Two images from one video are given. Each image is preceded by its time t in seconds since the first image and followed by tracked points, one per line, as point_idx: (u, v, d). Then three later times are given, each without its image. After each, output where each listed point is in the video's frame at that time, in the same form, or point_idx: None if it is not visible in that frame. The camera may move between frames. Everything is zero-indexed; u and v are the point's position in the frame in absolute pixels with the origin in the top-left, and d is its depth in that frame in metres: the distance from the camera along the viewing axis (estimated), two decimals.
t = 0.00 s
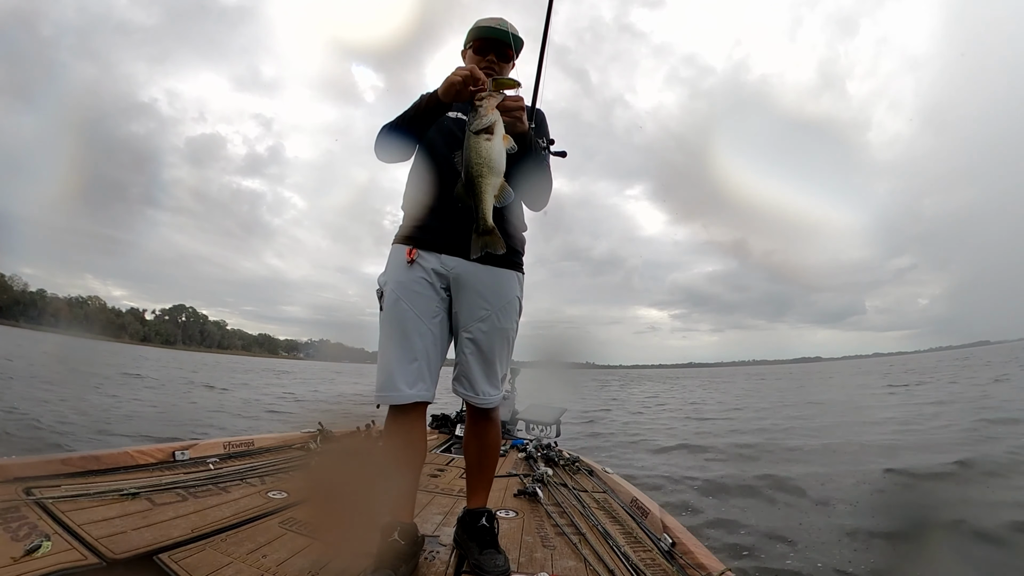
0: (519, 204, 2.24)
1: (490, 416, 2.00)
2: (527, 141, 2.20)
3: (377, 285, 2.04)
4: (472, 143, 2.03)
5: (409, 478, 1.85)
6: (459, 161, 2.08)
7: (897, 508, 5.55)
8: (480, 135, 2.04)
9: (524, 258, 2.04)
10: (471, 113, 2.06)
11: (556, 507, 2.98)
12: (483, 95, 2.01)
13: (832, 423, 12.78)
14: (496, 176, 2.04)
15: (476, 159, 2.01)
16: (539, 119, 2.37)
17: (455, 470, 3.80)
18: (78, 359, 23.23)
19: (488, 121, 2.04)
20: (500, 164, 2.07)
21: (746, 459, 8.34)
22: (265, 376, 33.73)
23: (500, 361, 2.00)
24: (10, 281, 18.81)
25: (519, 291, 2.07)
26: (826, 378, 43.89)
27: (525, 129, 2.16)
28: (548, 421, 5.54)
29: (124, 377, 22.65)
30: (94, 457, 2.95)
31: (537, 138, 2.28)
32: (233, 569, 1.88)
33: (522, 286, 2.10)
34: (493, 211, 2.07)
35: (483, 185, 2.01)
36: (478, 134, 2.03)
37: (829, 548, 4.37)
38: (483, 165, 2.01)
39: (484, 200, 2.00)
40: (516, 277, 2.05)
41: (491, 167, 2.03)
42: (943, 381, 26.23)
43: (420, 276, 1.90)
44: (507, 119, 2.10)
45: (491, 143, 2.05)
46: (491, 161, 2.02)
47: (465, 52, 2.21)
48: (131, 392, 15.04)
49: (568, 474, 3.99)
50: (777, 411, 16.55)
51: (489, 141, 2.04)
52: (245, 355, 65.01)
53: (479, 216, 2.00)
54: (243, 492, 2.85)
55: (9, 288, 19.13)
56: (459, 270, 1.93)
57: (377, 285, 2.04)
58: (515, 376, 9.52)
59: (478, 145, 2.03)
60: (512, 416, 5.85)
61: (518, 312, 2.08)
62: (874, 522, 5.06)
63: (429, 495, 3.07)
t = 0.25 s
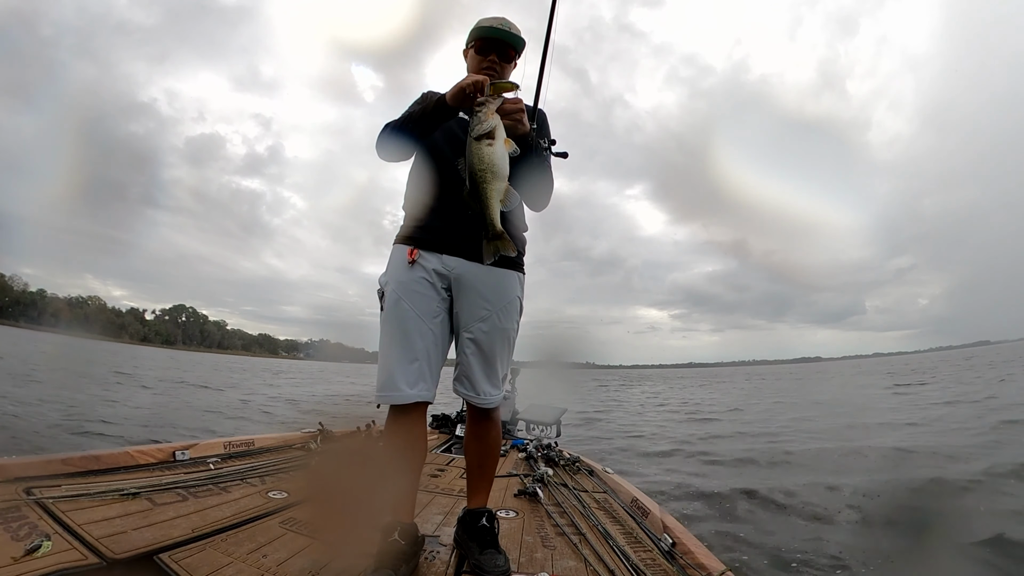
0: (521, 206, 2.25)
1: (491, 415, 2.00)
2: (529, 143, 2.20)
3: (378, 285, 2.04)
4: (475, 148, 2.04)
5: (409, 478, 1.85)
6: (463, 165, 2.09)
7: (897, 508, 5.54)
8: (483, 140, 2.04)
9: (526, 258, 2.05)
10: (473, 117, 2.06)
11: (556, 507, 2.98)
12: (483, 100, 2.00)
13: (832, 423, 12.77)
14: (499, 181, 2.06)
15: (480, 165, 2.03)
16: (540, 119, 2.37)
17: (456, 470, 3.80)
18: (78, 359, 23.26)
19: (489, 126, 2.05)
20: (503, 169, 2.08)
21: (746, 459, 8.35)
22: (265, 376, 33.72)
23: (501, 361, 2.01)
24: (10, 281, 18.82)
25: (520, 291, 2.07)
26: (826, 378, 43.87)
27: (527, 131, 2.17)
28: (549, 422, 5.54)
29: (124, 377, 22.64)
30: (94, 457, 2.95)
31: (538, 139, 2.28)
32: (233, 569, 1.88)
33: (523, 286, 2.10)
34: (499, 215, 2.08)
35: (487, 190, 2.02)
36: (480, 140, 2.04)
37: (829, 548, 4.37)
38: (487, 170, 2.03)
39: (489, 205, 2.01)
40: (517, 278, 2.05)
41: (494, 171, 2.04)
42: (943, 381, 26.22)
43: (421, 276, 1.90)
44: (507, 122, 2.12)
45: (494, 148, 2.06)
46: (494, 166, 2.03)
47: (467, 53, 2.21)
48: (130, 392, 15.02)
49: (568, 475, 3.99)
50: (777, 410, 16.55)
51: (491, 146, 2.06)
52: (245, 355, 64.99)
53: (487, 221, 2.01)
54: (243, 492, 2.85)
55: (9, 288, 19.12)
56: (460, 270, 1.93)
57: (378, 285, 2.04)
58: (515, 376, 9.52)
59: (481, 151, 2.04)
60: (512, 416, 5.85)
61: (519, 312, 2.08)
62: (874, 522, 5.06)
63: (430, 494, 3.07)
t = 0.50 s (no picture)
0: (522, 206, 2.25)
1: (491, 415, 2.00)
2: (529, 144, 2.20)
3: (378, 284, 2.04)
4: (476, 151, 2.04)
5: (410, 478, 1.85)
6: (463, 167, 2.09)
7: (897, 509, 5.54)
8: (483, 142, 2.04)
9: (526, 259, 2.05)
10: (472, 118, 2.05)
11: (556, 507, 2.99)
12: (483, 102, 1.98)
13: (832, 424, 12.77)
14: (500, 184, 2.06)
15: (480, 167, 2.02)
16: (541, 119, 2.37)
17: (456, 470, 3.80)
18: (78, 358, 23.26)
19: (489, 127, 2.04)
20: (504, 171, 2.08)
21: (746, 459, 8.35)
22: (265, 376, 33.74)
23: (501, 361, 2.01)
24: (10, 281, 18.82)
25: (520, 291, 2.07)
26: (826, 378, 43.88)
27: (529, 131, 2.16)
28: (549, 422, 5.54)
29: (124, 377, 22.65)
30: (94, 457, 2.95)
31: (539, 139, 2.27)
32: (233, 569, 1.88)
33: (523, 287, 2.09)
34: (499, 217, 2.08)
35: (488, 193, 2.02)
36: (480, 142, 2.03)
37: (830, 549, 4.37)
38: (487, 172, 2.02)
39: (490, 208, 2.01)
40: (517, 278, 2.05)
41: (495, 174, 2.04)
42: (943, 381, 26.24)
43: (421, 276, 1.90)
44: (508, 123, 2.13)
45: (494, 149, 2.05)
46: (495, 168, 2.03)
47: (468, 52, 2.20)
48: (130, 392, 15.02)
49: (568, 475, 3.99)
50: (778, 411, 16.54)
51: (491, 148, 2.05)
52: (245, 355, 64.98)
53: (487, 222, 2.01)
54: (244, 492, 2.85)
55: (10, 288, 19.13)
56: (460, 270, 1.93)
57: (378, 285, 2.04)
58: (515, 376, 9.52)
59: (481, 153, 2.04)
60: (512, 416, 5.84)
61: (519, 312, 2.08)
62: (874, 523, 5.06)
63: (430, 495, 3.07)
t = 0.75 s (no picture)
0: (521, 206, 2.25)
1: (491, 415, 2.00)
2: (529, 144, 2.19)
3: (378, 284, 2.04)
4: (474, 150, 2.02)
5: (410, 478, 1.85)
6: (461, 167, 2.08)
7: (897, 509, 5.54)
8: (481, 141, 2.02)
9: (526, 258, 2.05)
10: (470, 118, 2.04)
11: (557, 507, 2.99)
12: (481, 100, 1.98)
13: (832, 424, 12.77)
14: (498, 183, 2.04)
15: (478, 165, 2.00)
16: (540, 119, 2.37)
17: (456, 470, 3.80)
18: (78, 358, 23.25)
19: (487, 127, 2.02)
20: (502, 171, 2.06)
21: (746, 459, 8.35)
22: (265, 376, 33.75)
23: (501, 361, 2.00)
24: (10, 281, 18.82)
25: (519, 291, 2.07)
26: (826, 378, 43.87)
27: (527, 130, 2.13)
28: (549, 422, 5.54)
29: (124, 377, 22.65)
30: (95, 457, 2.95)
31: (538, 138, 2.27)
32: (233, 569, 1.88)
33: (523, 286, 2.09)
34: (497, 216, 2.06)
35: (486, 192, 2.00)
36: (478, 141, 2.02)
37: (830, 549, 4.36)
38: (485, 172, 2.01)
39: (488, 207, 1.99)
40: (517, 278, 2.05)
41: (493, 173, 2.02)
42: (942, 381, 26.25)
43: (421, 276, 1.90)
44: (506, 123, 2.09)
45: (492, 149, 2.04)
46: (493, 168, 2.01)
47: (468, 52, 2.20)
48: (131, 392, 15.02)
49: (569, 475, 3.99)
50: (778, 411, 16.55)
51: (489, 147, 2.04)
52: (245, 355, 64.97)
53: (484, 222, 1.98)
54: (244, 492, 2.85)
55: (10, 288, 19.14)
56: (460, 270, 1.93)
57: (378, 285, 2.04)
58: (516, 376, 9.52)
59: (479, 152, 2.02)
60: (513, 416, 5.85)
61: (519, 312, 2.08)
62: (874, 523, 5.05)
63: (430, 495, 3.07)
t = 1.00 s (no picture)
0: (519, 206, 2.25)
1: (491, 415, 2.00)
2: (528, 143, 2.18)
3: (377, 284, 2.04)
4: (470, 150, 2.02)
5: (410, 478, 1.85)
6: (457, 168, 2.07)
7: (898, 510, 5.53)
8: (478, 141, 2.02)
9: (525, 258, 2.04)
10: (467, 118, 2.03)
11: (557, 507, 2.99)
12: (477, 100, 1.97)
13: (832, 424, 12.76)
14: (494, 184, 2.03)
15: (473, 166, 2.00)
16: (538, 118, 2.37)
17: (457, 470, 3.80)
18: (78, 358, 23.24)
19: (484, 127, 2.02)
20: (498, 171, 2.06)
21: (746, 459, 8.34)
22: (265, 376, 33.73)
23: (501, 361, 2.00)
24: (11, 281, 18.82)
25: (519, 291, 2.07)
26: (825, 379, 43.88)
27: (525, 130, 2.12)
28: (549, 422, 5.54)
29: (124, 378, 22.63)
30: (95, 457, 2.94)
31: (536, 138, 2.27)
32: (234, 569, 1.88)
33: (522, 286, 2.10)
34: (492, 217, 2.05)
35: (481, 192, 1.99)
36: (474, 141, 2.02)
37: (830, 550, 4.36)
38: (481, 172, 2.00)
39: (482, 208, 1.98)
40: (516, 278, 2.05)
41: (489, 173, 2.01)
42: (942, 381, 26.26)
43: (420, 276, 1.90)
44: (504, 121, 2.09)
45: (489, 149, 2.04)
46: (489, 168, 2.01)
47: (467, 51, 2.21)
48: (130, 393, 15.01)
49: (569, 475, 3.99)
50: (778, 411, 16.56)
51: (486, 147, 2.03)
52: (245, 355, 65.00)
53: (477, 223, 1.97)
54: (244, 492, 2.85)
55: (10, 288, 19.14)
56: (459, 269, 1.93)
57: (377, 285, 2.04)
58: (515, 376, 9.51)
59: (475, 152, 2.02)
60: (513, 416, 5.85)
61: (518, 312, 2.08)
62: (875, 524, 5.05)
63: (430, 494, 3.07)
